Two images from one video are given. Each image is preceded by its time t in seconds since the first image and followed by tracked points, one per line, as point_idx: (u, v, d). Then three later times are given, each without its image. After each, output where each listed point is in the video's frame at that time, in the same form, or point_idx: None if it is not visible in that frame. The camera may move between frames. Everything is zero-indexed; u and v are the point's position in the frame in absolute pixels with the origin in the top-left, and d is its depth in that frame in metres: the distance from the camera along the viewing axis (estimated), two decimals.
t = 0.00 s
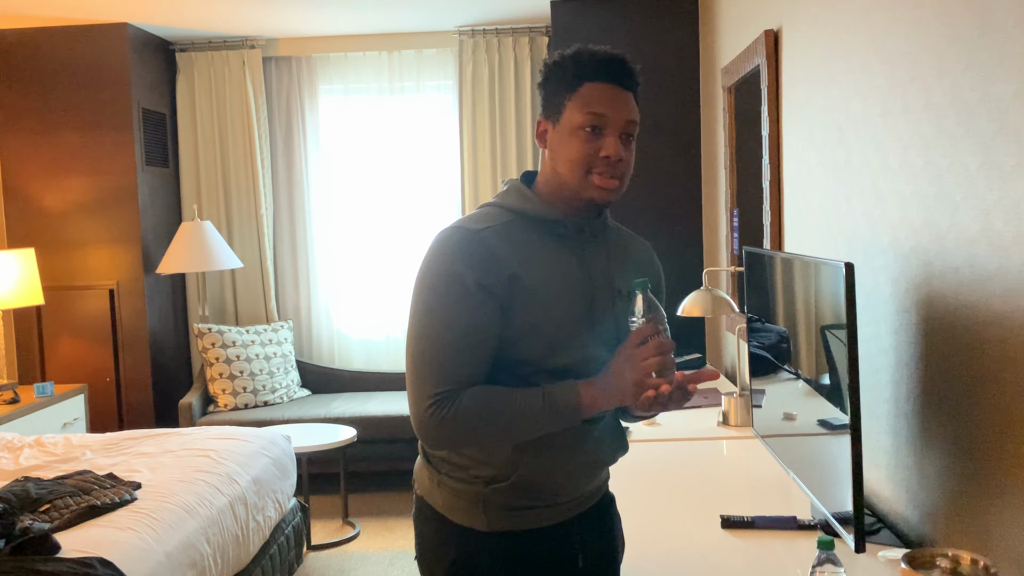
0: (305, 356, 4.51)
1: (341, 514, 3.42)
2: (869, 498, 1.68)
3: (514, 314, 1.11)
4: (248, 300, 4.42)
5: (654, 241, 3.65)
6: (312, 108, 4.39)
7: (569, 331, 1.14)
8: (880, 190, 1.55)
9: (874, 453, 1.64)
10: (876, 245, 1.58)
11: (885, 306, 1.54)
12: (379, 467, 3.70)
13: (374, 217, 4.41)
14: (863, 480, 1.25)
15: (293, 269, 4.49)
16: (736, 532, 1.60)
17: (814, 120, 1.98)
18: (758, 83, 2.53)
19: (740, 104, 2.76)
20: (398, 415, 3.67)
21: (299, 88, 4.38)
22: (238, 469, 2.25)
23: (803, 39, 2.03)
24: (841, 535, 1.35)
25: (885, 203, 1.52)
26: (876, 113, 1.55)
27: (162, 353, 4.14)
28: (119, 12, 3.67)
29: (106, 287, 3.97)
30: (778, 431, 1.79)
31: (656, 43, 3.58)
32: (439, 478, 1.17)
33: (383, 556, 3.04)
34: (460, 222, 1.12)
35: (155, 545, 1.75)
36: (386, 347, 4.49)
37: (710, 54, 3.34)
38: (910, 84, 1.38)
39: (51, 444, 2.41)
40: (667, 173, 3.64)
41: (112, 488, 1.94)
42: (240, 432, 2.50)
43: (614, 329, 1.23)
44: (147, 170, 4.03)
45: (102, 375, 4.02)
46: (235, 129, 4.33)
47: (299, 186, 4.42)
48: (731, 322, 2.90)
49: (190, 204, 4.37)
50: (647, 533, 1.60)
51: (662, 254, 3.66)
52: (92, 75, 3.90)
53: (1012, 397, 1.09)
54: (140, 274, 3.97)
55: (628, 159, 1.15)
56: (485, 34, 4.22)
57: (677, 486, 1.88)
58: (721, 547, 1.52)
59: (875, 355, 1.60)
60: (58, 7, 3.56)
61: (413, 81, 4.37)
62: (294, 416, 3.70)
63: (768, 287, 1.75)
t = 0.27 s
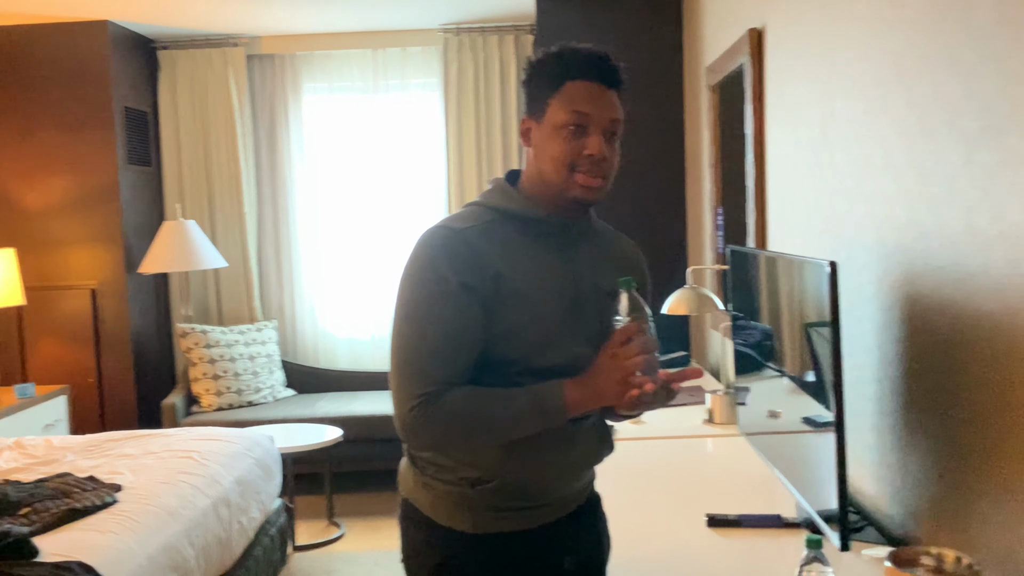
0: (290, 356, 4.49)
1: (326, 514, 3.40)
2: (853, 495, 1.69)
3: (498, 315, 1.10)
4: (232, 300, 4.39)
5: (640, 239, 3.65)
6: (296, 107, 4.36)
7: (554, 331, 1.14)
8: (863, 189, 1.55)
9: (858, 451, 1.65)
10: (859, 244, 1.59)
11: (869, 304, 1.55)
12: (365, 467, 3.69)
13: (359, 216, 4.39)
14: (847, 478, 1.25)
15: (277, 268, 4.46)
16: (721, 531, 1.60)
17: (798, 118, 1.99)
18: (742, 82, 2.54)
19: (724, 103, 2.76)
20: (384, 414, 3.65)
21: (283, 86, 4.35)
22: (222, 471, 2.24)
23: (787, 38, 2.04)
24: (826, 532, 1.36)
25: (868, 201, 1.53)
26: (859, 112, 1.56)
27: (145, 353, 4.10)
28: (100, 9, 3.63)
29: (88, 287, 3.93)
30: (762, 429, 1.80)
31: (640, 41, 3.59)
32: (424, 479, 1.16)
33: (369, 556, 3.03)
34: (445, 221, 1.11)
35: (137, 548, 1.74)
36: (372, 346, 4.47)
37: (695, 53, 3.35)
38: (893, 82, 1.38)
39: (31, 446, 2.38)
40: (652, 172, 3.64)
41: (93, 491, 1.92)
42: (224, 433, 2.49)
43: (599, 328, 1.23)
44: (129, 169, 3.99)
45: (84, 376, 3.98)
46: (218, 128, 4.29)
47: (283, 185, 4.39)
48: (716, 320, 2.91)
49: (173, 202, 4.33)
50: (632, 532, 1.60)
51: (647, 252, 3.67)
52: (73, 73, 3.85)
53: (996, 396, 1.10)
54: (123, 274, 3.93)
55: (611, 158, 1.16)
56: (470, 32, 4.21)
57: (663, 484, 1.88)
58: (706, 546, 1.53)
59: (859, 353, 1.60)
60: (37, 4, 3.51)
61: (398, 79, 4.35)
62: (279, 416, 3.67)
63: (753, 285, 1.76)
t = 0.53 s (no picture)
0: (270, 357, 4.45)
1: (307, 517, 3.38)
2: (833, 495, 1.70)
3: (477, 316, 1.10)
4: (211, 301, 4.35)
5: (621, 240, 3.66)
6: (276, 106, 4.33)
7: (533, 332, 1.14)
8: (843, 190, 1.57)
9: (837, 451, 1.66)
10: (839, 244, 1.60)
11: (848, 305, 1.56)
12: (345, 469, 3.66)
13: (340, 216, 4.36)
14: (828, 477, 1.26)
15: (257, 269, 4.42)
16: (702, 531, 1.61)
17: (778, 119, 2.00)
18: (722, 83, 2.55)
19: (705, 104, 2.78)
20: (365, 416, 3.63)
21: (262, 85, 4.31)
22: (200, 474, 2.21)
23: (767, 40, 2.05)
24: (807, 532, 1.37)
25: (848, 202, 1.54)
26: (839, 113, 1.57)
27: (122, 355, 4.05)
28: (75, 6, 3.58)
29: (64, 288, 3.87)
30: (743, 429, 1.81)
31: (621, 42, 3.60)
32: (404, 481, 1.15)
33: (350, 558, 3.01)
34: (425, 220, 1.10)
35: (113, 553, 1.71)
36: (353, 347, 4.45)
37: (676, 54, 3.36)
38: (873, 84, 1.40)
39: (5, 450, 2.34)
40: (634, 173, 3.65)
41: (67, 494, 1.89)
42: (202, 435, 2.46)
43: (578, 328, 1.23)
44: (106, 168, 3.94)
45: (61, 378, 3.92)
46: (196, 127, 4.25)
47: (262, 185, 4.35)
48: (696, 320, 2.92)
49: (151, 202, 4.28)
50: (615, 532, 1.60)
51: (628, 253, 3.68)
52: (48, 71, 3.80)
53: (975, 395, 1.11)
54: (99, 274, 3.88)
55: (592, 157, 1.15)
56: (451, 31, 4.20)
57: (645, 485, 1.89)
58: (688, 546, 1.53)
59: (839, 353, 1.62)
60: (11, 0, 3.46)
61: (379, 78, 4.33)
62: (258, 418, 3.64)
63: (733, 286, 1.76)
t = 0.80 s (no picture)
0: (252, 361, 4.42)
1: (288, 521, 3.35)
2: (815, 500, 1.71)
3: (459, 320, 1.10)
4: (192, 303, 4.31)
5: (604, 244, 3.68)
6: (259, 108, 4.31)
7: (516, 337, 1.14)
8: (825, 196, 1.58)
9: (819, 456, 1.67)
10: (821, 250, 1.62)
11: (830, 310, 1.58)
12: (328, 472, 3.64)
13: (323, 218, 4.34)
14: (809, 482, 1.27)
15: (239, 271, 4.39)
16: (685, 535, 1.61)
17: (761, 125, 2.02)
18: (706, 88, 2.57)
19: (688, 109, 2.80)
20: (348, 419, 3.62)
21: (246, 86, 4.29)
22: (180, 478, 2.19)
23: (751, 46, 2.07)
24: (788, 536, 1.38)
25: (830, 208, 1.56)
26: (822, 119, 1.59)
27: (103, 357, 4.01)
28: (57, 6, 3.54)
29: (43, 290, 3.83)
30: (725, 433, 1.82)
31: (606, 47, 3.62)
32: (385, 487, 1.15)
33: (332, 563, 2.99)
34: (407, 225, 1.10)
35: (91, 558, 1.69)
36: (336, 350, 4.42)
37: (660, 60, 3.38)
38: (855, 91, 1.41)
39: None
40: (618, 177, 3.67)
41: (46, 499, 1.86)
42: (183, 439, 2.44)
43: (561, 333, 1.23)
44: (87, 169, 3.90)
45: (40, 380, 3.88)
46: (179, 128, 4.22)
47: (245, 187, 4.32)
48: (679, 325, 2.94)
49: (132, 204, 4.24)
50: (598, 536, 1.61)
51: (612, 256, 3.69)
52: (29, 70, 3.76)
53: (954, 401, 1.13)
54: (80, 276, 3.84)
55: (571, 152, 1.15)
56: (436, 35, 4.20)
57: (628, 488, 1.89)
58: (671, 550, 1.54)
59: (821, 358, 1.63)
60: None
61: (363, 81, 4.32)
62: (240, 421, 3.61)
63: (716, 291, 1.78)
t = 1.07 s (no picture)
0: (239, 364, 4.40)
1: (274, 525, 3.33)
2: (802, 506, 1.72)
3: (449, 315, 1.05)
4: (180, 305, 4.28)
5: (594, 249, 3.69)
6: (248, 110, 4.29)
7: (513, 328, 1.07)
8: (814, 203, 1.59)
9: (808, 463, 1.68)
10: (811, 257, 1.63)
11: (820, 317, 1.59)
12: (314, 477, 3.63)
13: (312, 221, 4.33)
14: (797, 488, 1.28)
15: (227, 274, 4.36)
16: (673, 541, 1.62)
17: (751, 132, 2.03)
18: (696, 95, 2.59)
19: (679, 116, 2.81)
20: (335, 424, 3.60)
21: (235, 88, 4.28)
22: (166, 481, 2.17)
23: (741, 54, 2.09)
24: (776, 542, 1.38)
25: (819, 215, 1.57)
26: (811, 127, 1.60)
27: (88, 359, 3.98)
28: (47, 5, 3.52)
29: (29, 291, 3.80)
30: (714, 439, 1.83)
31: (596, 54, 3.63)
32: (373, 490, 1.14)
33: (318, 567, 2.97)
34: (391, 223, 1.06)
35: (75, 561, 1.67)
36: (324, 354, 4.40)
37: (651, 67, 3.40)
38: (845, 99, 1.43)
39: None
40: (607, 183, 3.68)
41: (30, 501, 1.84)
42: (169, 442, 2.42)
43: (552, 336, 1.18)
44: (74, 170, 3.87)
45: (25, 382, 3.85)
46: (168, 129, 4.19)
47: (234, 189, 4.30)
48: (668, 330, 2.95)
49: (120, 205, 4.22)
50: (587, 541, 1.61)
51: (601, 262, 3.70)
52: (17, 70, 3.73)
53: (942, 407, 1.14)
54: (66, 277, 3.81)
55: (539, 138, 1.10)
56: (427, 38, 4.20)
57: (616, 493, 1.90)
58: (659, 555, 1.54)
59: (809, 365, 1.64)
60: None
61: (353, 84, 4.32)
62: (226, 425, 3.59)
63: (705, 297, 1.79)
